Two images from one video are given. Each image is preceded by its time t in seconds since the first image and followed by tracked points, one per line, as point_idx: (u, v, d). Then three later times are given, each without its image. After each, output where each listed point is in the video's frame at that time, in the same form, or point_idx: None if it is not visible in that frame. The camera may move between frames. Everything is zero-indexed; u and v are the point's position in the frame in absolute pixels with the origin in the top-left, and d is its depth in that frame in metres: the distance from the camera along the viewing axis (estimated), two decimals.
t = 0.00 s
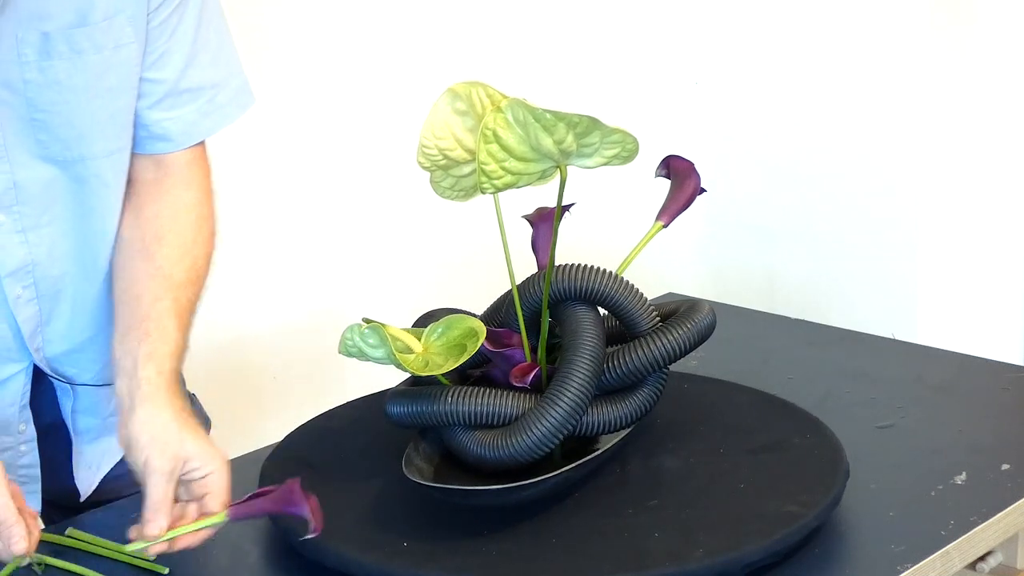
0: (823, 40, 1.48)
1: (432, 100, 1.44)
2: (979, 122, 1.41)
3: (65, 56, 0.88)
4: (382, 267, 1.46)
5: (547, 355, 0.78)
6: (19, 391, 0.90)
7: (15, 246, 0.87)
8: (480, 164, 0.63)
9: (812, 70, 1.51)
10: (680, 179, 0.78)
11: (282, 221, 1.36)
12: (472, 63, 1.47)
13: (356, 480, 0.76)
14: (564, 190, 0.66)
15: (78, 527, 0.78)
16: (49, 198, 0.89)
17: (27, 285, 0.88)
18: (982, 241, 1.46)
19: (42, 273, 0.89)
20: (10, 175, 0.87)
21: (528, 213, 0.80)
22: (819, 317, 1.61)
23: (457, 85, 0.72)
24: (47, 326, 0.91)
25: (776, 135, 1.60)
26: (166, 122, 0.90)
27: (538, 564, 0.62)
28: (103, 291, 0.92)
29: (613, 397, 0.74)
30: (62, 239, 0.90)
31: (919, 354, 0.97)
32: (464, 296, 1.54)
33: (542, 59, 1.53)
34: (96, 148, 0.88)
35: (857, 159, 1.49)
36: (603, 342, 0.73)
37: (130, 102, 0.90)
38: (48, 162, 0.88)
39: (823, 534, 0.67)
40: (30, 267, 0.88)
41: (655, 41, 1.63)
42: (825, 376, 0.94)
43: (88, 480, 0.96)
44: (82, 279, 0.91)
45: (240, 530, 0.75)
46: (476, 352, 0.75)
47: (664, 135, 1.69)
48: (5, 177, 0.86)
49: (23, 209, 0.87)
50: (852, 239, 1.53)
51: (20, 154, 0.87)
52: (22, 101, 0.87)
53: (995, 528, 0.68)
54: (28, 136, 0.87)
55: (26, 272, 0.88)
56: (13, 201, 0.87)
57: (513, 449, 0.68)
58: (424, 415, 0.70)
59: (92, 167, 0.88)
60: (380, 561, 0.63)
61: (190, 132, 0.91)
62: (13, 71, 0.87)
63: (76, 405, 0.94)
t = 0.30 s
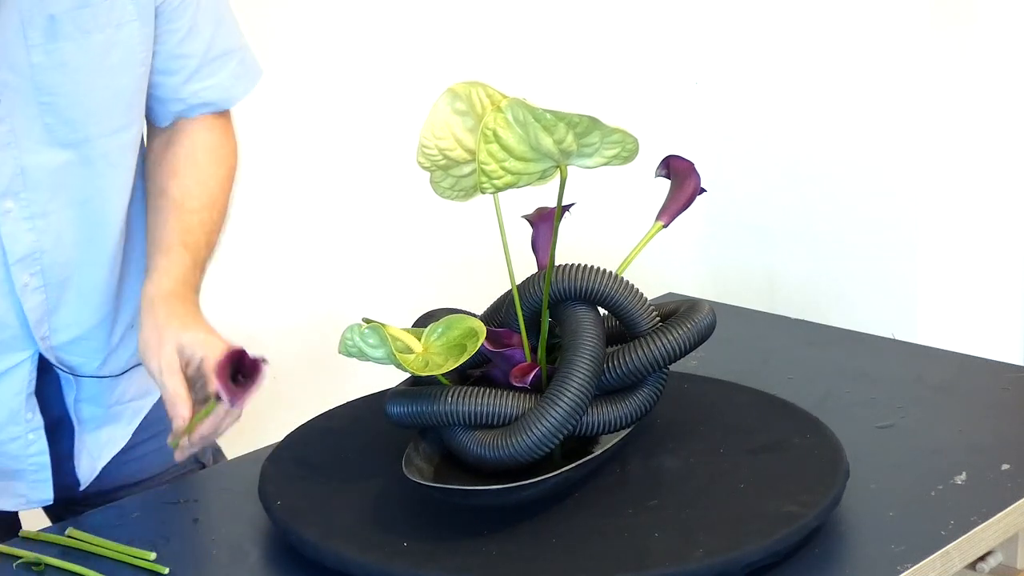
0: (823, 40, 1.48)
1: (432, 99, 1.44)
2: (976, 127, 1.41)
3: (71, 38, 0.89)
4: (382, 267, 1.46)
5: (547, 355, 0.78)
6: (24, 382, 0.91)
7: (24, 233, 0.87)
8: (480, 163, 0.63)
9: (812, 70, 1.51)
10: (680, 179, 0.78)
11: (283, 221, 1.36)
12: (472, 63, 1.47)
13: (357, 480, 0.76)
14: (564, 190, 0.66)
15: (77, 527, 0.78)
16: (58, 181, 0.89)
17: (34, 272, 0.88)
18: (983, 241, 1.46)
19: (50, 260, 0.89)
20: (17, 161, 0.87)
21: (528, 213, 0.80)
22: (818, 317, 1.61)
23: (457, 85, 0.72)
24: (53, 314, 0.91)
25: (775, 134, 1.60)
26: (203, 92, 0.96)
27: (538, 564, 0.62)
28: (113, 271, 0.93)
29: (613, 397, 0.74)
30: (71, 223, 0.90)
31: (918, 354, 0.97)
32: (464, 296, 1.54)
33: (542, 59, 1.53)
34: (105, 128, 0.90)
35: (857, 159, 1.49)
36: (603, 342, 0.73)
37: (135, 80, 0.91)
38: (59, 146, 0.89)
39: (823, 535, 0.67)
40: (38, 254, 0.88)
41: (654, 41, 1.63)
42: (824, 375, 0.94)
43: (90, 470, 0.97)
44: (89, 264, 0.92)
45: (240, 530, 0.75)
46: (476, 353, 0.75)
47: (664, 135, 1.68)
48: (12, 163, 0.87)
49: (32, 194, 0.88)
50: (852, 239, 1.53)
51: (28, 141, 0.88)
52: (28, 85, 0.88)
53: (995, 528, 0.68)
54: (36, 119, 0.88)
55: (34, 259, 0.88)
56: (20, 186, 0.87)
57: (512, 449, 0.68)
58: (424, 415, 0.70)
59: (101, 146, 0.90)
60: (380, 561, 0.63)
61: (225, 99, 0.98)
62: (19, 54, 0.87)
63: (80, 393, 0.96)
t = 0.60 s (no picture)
0: (823, 40, 1.48)
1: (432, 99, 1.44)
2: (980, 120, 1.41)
3: (127, 33, 0.92)
4: (382, 267, 1.46)
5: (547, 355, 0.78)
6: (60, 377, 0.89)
7: (73, 229, 0.88)
8: (479, 164, 0.63)
9: (812, 70, 1.51)
10: (680, 179, 0.78)
11: (282, 221, 1.36)
12: (472, 63, 1.47)
13: (357, 481, 0.76)
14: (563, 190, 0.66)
15: (77, 527, 0.78)
16: (107, 177, 0.90)
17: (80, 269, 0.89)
18: (984, 242, 1.46)
19: (94, 256, 0.90)
20: (70, 156, 0.87)
21: (528, 214, 0.80)
22: (818, 317, 1.61)
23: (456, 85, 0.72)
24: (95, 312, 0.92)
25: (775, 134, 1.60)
26: (246, 79, 1.06)
27: (538, 564, 0.62)
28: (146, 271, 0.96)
29: (613, 397, 0.74)
30: (113, 220, 0.91)
31: (918, 354, 0.97)
32: (464, 296, 1.54)
33: (542, 59, 1.53)
34: (153, 124, 0.94)
35: (857, 158, 1.49)
36: (603, 342, 0.73)
37: (180, 76, 0.96)
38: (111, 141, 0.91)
39: (823, 535, 0.67)
40: (84, 250, 0.89)
41: (654, 41, 1.63)
42: (824, 375, 0.94)
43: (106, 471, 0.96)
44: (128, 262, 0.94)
45: (240, 530, 0.75)
46: (476, 353, 0.75)
47: (664, 134, 1.68)
48: (67, 158, 0.87)
49: (81, 190, 0.88)
50: (852, 239, 1.53)
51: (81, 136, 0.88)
52: (86, 80, 0.89)
53: (995, 528, 0.68)
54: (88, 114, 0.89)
55: (80, 255, 0.89)
56: (71, 181, 0.87)
57: (513, 449, 0.68)
58: (424, 415, 0.70)
59: (148, 143, 0.93)
60: (380, 561, 0.63)
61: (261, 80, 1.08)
62: (79, 49, 0.89)
63: (108, 394, 0.95)
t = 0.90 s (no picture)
0: (822, 40, 1.48)
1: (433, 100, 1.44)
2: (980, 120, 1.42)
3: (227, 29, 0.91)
4: (382, 267, 1.46)
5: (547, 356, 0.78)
6: (124, 374, 0.90)
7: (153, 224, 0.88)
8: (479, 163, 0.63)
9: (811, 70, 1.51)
10: (680, 179, 0.78)
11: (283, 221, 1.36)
12: (472, 64, 1.47)
13: (357, 481, 0.76)
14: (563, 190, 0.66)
15: (77, 527, 0.78)
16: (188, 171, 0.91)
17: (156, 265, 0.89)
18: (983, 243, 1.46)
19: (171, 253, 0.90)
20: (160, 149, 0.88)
21: (528, 214, 0.80)
22: (818, 317, 1.61)
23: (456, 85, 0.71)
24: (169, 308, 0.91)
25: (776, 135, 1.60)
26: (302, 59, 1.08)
27: (538, 564, 0.62)
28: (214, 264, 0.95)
29: (613, 397, 0.74)
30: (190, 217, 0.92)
31: (918, 354, 0.97)
32: (464, 296, 1.54)
33: (542, 59, 1.53)
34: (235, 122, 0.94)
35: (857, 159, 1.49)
36: (603, 342, 0.73)
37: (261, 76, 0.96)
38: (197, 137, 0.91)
39: (824, 535, 0.67)
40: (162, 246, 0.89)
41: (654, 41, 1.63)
42: (824, 375, 0.94)
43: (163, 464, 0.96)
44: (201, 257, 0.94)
45: (240, 530, 0.75)
46: (476, 353, 0.75)
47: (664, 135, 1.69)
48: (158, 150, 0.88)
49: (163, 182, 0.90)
50: (853, 239, 1.53)
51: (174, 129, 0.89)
52: (182, 77, 0.88)
53: (995, 528, 0.68)
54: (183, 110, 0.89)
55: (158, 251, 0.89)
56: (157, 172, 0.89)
57: (512, 449, 0.68)
58: (424, 415, 0.70)
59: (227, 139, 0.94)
60: (380, 561, 0.63)
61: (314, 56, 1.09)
62: (180, 43, 0.88)
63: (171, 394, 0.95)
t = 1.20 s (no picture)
0: (822, 40, 1.48)
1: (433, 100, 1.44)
2: (978, 120, 1.38)
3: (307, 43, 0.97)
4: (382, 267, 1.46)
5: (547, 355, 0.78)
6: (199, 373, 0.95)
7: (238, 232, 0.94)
8: (480, 162, 0.63)
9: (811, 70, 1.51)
10: (680, 179, 0.78)
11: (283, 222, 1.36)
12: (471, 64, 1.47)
13: (357, 481, 0.76)
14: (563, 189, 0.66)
15: (77, 527, 0.78)
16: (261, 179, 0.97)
17: (237, 270, 0.95)
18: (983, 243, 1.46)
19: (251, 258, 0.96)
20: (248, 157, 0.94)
21: (528, 214, 0.80)
22: (819, 318, 1.61)
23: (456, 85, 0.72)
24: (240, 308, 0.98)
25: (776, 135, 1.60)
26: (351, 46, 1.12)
27: (538, 564, 0.62)
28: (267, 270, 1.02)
29: (613, 397, 0.74)
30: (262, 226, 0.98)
31: (918, 354, 0.97)
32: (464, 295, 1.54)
33: (541, 59, 1.53)
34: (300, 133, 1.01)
35: (858, 159, 1.49)
36: (603, 342, 0.73)
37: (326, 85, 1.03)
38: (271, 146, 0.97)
39: (824, 535, 0.67)
40: (244, 253, 0.95)
41: (653, 41, 1.63)
42: (824, 375, 0.94)
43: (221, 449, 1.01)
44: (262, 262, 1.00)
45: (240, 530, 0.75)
46: (476, 353, 0.75)
47: (664, 135, 1.69)
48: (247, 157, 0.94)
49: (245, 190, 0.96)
50: (852, 239, 1.53)
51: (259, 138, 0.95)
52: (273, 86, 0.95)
53: (995, 528, 0.68)
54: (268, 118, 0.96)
55: (240, 257, 0.95)
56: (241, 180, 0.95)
57: (513, 448, 0.68)
58: (425, 415, 0.70)
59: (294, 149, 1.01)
60: (381, 561, 0.63)
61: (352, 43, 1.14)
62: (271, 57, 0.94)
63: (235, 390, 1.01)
